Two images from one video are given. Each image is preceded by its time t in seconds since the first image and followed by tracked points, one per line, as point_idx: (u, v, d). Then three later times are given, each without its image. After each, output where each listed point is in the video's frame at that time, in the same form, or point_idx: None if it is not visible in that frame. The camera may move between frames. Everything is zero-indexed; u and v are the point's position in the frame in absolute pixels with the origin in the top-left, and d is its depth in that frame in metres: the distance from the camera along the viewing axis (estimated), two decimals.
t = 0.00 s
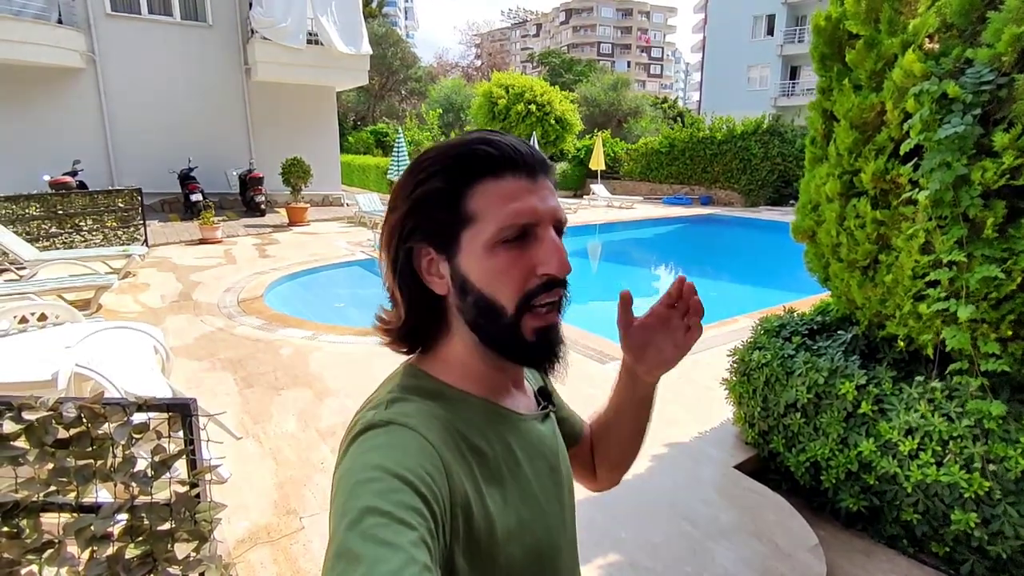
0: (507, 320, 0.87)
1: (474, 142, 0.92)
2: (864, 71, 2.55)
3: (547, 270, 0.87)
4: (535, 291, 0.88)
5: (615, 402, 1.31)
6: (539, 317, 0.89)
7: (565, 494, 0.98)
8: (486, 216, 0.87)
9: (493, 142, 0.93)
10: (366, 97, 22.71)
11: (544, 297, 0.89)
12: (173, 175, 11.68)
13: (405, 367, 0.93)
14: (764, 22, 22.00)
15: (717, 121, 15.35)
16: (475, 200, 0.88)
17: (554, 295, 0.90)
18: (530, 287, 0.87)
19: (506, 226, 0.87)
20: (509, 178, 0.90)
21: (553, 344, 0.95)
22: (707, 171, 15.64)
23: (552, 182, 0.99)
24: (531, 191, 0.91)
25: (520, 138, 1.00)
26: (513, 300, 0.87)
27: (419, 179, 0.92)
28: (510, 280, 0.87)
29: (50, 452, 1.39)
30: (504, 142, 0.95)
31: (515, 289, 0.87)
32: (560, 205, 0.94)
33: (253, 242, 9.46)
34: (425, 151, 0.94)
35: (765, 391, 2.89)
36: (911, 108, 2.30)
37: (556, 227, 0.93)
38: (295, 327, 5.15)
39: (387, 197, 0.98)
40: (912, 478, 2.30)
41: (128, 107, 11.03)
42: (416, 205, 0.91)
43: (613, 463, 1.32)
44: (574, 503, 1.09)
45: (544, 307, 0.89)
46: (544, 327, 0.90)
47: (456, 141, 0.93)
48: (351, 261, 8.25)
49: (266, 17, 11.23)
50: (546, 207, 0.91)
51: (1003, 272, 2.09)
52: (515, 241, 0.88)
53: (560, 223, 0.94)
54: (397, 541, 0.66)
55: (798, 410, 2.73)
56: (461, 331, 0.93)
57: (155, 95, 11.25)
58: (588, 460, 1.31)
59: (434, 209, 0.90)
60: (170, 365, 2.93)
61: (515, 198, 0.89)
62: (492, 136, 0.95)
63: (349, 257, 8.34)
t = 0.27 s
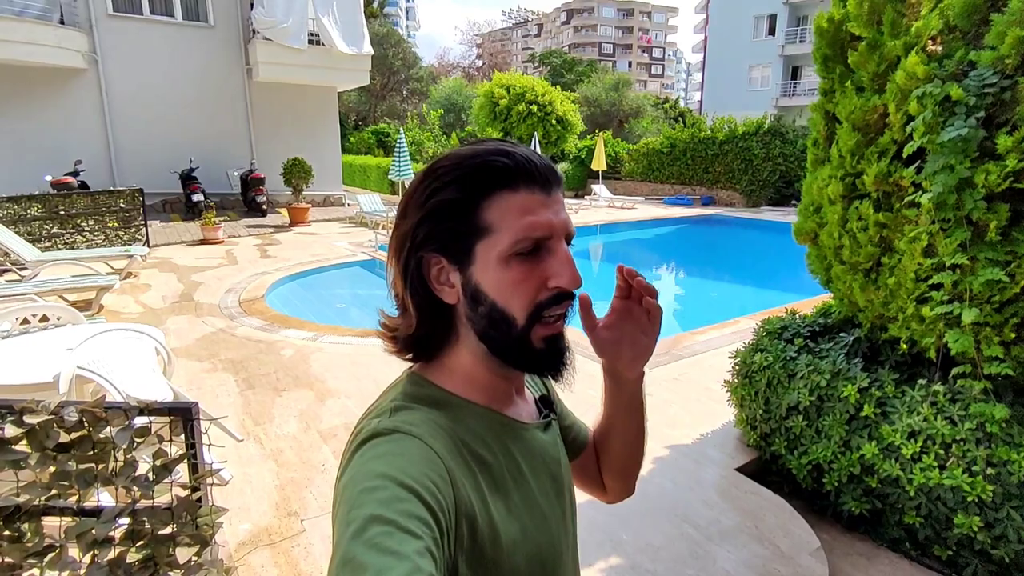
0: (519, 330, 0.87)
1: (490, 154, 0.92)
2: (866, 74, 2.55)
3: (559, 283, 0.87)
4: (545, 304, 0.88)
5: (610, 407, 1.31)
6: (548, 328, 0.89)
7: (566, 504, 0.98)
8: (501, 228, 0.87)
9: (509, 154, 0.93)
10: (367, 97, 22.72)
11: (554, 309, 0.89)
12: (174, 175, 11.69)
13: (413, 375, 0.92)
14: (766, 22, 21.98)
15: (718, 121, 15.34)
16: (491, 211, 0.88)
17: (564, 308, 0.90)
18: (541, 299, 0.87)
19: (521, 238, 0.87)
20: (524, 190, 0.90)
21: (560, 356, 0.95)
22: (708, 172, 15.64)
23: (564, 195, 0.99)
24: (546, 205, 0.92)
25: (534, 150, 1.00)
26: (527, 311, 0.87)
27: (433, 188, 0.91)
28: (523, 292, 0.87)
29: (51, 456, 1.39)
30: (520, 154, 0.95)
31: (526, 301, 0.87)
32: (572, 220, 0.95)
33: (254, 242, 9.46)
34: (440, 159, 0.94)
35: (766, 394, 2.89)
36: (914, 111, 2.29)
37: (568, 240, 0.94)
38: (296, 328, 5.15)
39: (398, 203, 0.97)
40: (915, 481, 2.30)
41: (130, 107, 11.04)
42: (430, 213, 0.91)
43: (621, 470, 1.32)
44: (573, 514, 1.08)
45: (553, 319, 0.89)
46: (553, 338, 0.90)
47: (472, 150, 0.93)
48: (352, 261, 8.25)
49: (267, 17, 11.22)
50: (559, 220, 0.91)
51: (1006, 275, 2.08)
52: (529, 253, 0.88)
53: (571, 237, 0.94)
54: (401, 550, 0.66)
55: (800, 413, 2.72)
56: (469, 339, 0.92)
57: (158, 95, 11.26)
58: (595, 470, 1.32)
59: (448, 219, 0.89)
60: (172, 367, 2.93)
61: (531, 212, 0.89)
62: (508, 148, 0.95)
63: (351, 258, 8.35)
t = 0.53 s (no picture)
0: (520, 331, 0.87)
1: (491, 155, 0.92)
2: (868, 73, 2.55)
3: (559, 286, 0.88)
4: (547, 306, 0.88)
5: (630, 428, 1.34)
6: (549, 329, 0.89)
7: (566, 502, 0.98)
8: (502, 230, 0.87)
9: (511, 155, 0.93)
10: (369, 97, 22.72)
11: (555, 311, 0.89)
12: (176, 175, 11.70)
13: (416, 374, 0.92)
14: (767, 22, 21.96)
15: (719, 121, 15.33)
16: (491, 214, 0.88)
17: (565, 309, 0.90)
18: (542, 301, 0.87)
19: (521, 240, 0.87)
20: (525, 192, 0.90)
21: (561, 357, 0.94)
22: (709, 172, 15.63)
23: (565, 196, 0.99)
24: (547, 206, 0.91)
25: (535, 151, 1.00)
26: (528, 313, 0.87)
27: (435, 190, 0.91)
28: (524, 294, 0.86)
29: (54, 454, 1.39)
30: (520, 155, 0.94)
31: (527, 303, 0.87)
32: (572, 222, 0.95)
33: (256, 242, 9.47)
34: (442, 161, 0.94)
35: (768, 394, 2.88)
36: (916, 111, 2.29)
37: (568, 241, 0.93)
38: (298, 328, 5.15)
39: (400, 203, 0.97)
40: (917, 481, 2.30)
41: (132, 107, 11.05)
42: (431, 215, 0.91)
43: (605, 476, 1.32)
44: (574, 514, 1.08)
45: (554, 321, 0.89)
46: (554, 339, 0.89)
47: (473, 152, 0.93)
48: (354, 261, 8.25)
49: (268, 17, 11.22)
50: (560, 222, 0.91)
51: (1008, 275, 2.08)
52: (529, 256, 0.88)
53: (572, 237, 0.94)
54: (403, 548, 0.66)
55: (802, 413, 2.72)
56: (471, 339, 0.92)
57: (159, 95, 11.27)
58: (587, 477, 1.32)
59: (449, 221, 0.89)
60: (173, 366, 2.93)
61: (532, 213, 0.89)
62: (509, 148, 0.95)
63: (352, 257, 8.35)
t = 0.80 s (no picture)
0: (498, 330, 0.87)
1: (467, 154, 0.92)
2: (869, 72, 2.55)
3: (531, 287, 0.85)
4: (521, 307, 0.86)
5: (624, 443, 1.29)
6: (524, 330, 0.86)
7: (568, 496, 0.98)
8: (472, 230, 0.87)
9: (489, 152, 0.92)
10: (370, 97, 22.75)
11: (531, 311, 0.86)
12: (177, 175, 11.72)
13: (411, 365, 0.93)
14: (768, 22, 21.95)
15: (720, 121, 15.33)
16: (463, 213, 0.89)
17: (545, 309, 0.87)
18: (516, 302, 0.86)
19: (491, 239, 0.87)
20: (500, 190, 0.89)
21: (548, 358, 0.92)
22: (710, 172, 15.62)
23: (555, 191, 0.96)
24: (524, 203, 0.89)
25: (523, 145, 0.97)
26: (504, 313, 0.86)
27: (418, 192, 0.94)
28: (496, 293, 0.86)
29: (56, 451, 1.39)
30: (501, 151, 0.93)
31: (500, 303, 0.86)
32: (554, 218, 0.91)
33: (257, 242, 9.47)
34: (425, 162, 0.96)
35: (769, 392, 2.88)
36: (916, 109, 2.29)
37: (550, 239, 0.90)
38: (299, 327, 5.16)
39: (395, 205, 1.01)
40: (917, 480, 2.30)
41: (134, 108, 11.07)
42: (414, 215, 0.94)
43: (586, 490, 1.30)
44: (574, 511, 1.09)
45: (530, 322, 0.87)
46: (531, 340, 0.87)
47: (454, 151, 0.93)
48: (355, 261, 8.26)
49: (270, 17, 11.23)
50: (537, 221, 0.89)
51: (1008, 273, 2.08)
52: (501, 255, 0.87)
53: (554, 235, 0.91)
54: (406, 538, 0.67)
55: (802, 412, 2.72)
56: (457, 337, 0.93)
57: (161, 95, 11.29)
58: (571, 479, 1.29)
59: (428, 222, 0.92)
60: (175, 365, 2.94)
61: (503, 213, 0.87)
62: (491, 144, 0.94)
63: (353, 257, 8.36)
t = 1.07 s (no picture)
0: (477, 328, 0.88)
1: (436, 153, 0.91)
2: (868, 71, 2.55)
3: (506, 284, 0.85)
4: (497, 304, 0.86)
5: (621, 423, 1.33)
6: (504, 328, 0.87)
7: (566, 493, 0.98)
8: (445, 229, 0.88)
9: (458, 150, 0.91)
10: (371, 97, 22.77)
11: (509, 308, 0.87)
12: (179, 175, 11.73)
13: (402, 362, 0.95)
14: (770, 22, 21.95)
15: (721, 121, 15.33)
16: (436, 213, 0.89)
17: (523, 306, 0.87)
18: (493, 300, 0.87)
19: (464, 237, 0.87)
20: (470, 187, 0.89)
21: (534, 353, 0.92)
22: (711, 172, 15.62)
23: (531, 184, 0.95)
24: (496, 200, 0.89)
25: (496, 139, 0.96)
26: (482, 310, 0.87)
27: (396, 194, 0.95)
28: (473, 291, 0.87)
29: (57, 448, 1.39)
30: (470, 148, 0.92)
31: (478, 302, 0.87)
32: (529, 211, 0.90)
33: (258, 242, 9.48)
34: (402, 162, 0.96)
35: (769, 391, 2.89)
36: (916, 108, 2.29)
37: (525, 233, 0.90)
38: (299, 326, 5.17)
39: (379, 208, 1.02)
40: (916, 479, 2.30)
41: (135, 107, 11.08)
42: (394, 217, 0.95)
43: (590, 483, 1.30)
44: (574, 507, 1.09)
45: (510, 319, 0.87)
46: (511, 337, 0.88)
47: (426, 150, 0.93)
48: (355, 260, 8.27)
49: (271, 17, 11.25)
50: (509, 216, 0.88)
51: (1008, 272, 2.08)
52: (476, 252, 0.87)
53: (530, 229, 0.90)
54: (404, 534, 0.67)
55: (802, 411, 2.72)
56: (446, 334, 0.94)
57: (162, 95, 11.31)
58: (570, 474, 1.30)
59: (406, 222, 0.93)
60: (175, 363, 2.95)
61: (474, 210, 0.88)
62: (462, 142, 0.93)
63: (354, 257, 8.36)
